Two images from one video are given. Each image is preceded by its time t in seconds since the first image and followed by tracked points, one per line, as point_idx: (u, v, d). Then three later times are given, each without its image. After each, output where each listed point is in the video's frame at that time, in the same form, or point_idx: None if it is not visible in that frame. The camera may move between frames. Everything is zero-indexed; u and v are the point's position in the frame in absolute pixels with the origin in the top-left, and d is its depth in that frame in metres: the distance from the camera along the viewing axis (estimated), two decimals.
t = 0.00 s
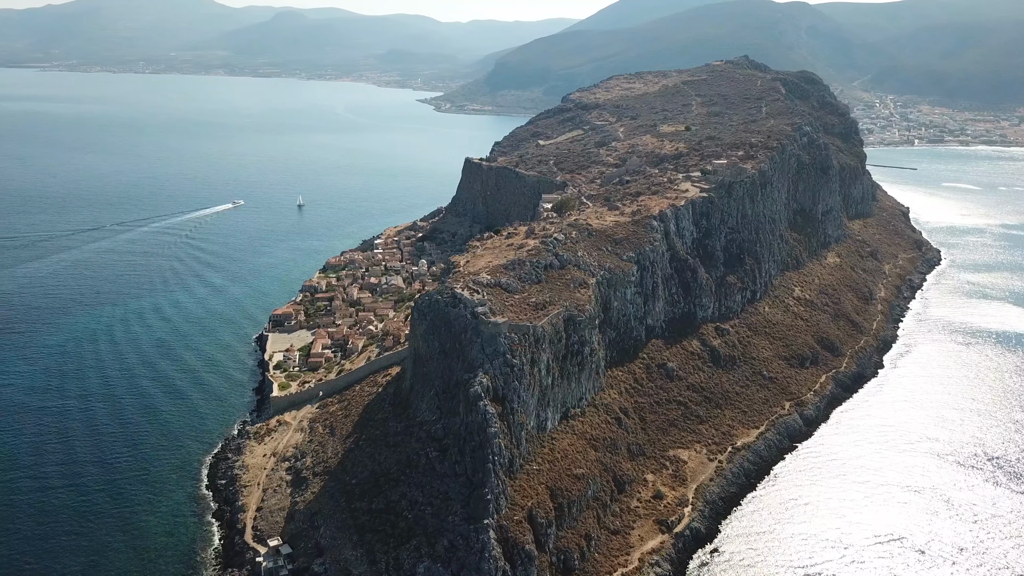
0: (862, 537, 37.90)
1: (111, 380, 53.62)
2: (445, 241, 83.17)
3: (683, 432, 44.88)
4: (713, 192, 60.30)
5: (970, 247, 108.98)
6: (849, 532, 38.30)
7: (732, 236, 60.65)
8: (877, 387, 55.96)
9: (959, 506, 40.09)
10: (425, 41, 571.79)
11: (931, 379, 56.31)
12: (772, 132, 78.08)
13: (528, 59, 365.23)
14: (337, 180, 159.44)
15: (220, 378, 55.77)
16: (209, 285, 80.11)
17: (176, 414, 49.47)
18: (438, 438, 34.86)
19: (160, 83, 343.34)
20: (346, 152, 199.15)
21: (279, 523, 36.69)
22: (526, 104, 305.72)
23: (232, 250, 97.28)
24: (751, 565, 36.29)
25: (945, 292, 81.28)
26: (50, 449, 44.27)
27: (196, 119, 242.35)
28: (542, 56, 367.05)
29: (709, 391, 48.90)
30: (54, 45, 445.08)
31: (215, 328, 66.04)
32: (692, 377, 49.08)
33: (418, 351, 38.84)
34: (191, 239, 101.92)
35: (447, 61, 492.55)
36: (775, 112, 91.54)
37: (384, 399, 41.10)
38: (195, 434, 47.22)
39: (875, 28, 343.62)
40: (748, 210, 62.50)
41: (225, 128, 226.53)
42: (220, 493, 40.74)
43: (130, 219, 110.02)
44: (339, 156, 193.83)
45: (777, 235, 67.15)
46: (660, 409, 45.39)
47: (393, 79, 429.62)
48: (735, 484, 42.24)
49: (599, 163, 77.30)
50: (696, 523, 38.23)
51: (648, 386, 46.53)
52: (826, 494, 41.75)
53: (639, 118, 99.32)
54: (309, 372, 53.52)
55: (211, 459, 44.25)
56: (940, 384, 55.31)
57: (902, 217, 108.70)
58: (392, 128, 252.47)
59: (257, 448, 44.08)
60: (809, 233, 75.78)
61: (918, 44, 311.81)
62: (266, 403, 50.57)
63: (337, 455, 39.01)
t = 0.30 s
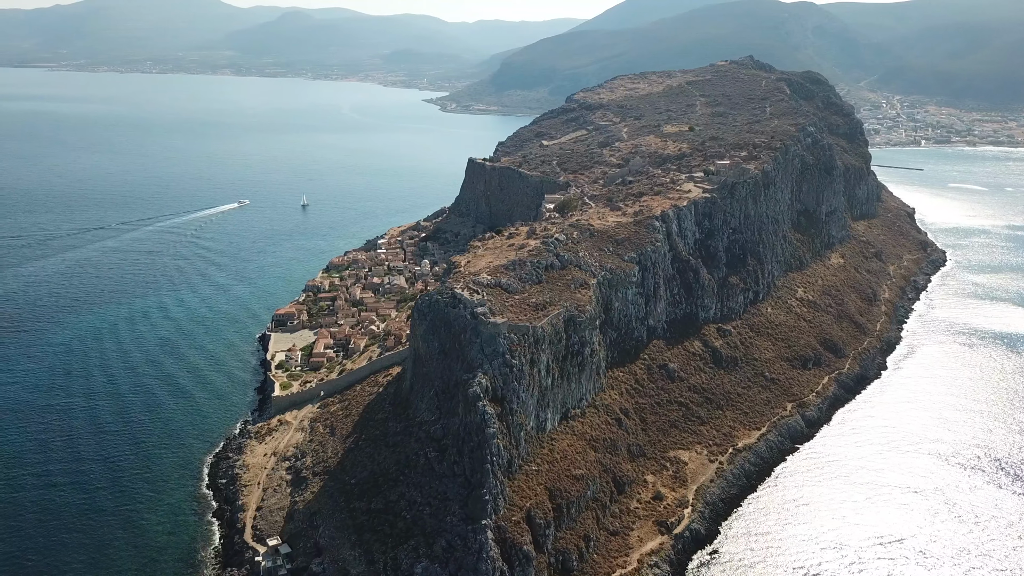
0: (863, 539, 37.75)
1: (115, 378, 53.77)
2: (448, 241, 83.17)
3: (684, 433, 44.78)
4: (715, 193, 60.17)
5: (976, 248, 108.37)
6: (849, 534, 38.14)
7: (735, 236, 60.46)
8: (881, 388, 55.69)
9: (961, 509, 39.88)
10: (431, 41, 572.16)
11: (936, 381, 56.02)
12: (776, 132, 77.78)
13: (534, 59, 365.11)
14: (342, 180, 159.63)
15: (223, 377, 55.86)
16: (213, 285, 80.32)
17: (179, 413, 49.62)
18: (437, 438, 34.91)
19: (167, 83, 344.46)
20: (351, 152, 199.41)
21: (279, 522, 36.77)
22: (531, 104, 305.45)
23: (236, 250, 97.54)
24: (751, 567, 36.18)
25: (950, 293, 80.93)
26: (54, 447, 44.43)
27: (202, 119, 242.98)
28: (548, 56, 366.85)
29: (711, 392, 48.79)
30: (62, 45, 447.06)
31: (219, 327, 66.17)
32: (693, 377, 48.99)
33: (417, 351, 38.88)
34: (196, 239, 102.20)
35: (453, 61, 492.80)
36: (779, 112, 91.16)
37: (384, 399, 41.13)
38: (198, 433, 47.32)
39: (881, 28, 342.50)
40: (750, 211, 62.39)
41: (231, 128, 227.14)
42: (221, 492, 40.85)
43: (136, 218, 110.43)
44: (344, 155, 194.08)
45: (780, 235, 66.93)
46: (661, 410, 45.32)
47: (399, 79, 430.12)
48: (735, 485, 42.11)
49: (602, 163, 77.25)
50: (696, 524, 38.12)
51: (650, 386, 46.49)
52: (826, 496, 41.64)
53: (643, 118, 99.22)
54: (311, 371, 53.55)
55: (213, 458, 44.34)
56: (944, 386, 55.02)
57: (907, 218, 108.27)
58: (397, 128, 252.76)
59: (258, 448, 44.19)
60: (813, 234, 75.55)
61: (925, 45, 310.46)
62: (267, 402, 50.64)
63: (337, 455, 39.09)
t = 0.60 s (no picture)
0: (863, 540, 37.64)
1: (120, 377, 54.00)
2: (451, 241, 83.21)
3: (685, 434, 44.68)
4: (718, 193, 60.03)
5: (983, 249, 107.80)
6: (849, 535, 38.03)
7: (737, 236, 60.36)
8: (884, 389, 55.43)
9: (963, 511, 39.71)
10: (437, 41, 572.17)
11: (940, 382, 55.73)
12: (779, 133, 77.58)
13: (540, 59, 364.95)
14: (346, 179, 159.81)
15: (227, 375, 56.04)
16: (217, 284, 80.51)
17: (183, 411, 49.82)
18: (436, 439, 34.94)
19: (174, 83, 345.61)
20: (357, 152, 199.58)
21: (278, 521, 36.87)
22: (537, 105, 305.20)
23: (240, 249, 97.76)
24: (749, 568, 36.10)
25: (955, 295, 80.44)
26: (59, 445, 44.65)
27: (209, 118, 243.57)
28: (554, 57, 366.54)
29: (712, 392, 48.67)
30: (70, 44, 448.72)
31: (223, 326, 66.39)
32: (694, 378, 48.88)
33: (417, 351, 38.90)
34: (201, 238, 102.53)
35: (459, 61, 492.83)
36: (783, 112, 90.91)
37: (384, 399, 41.16)
38: (201, 431, 47.47)
39: (889, 29, 340.99)
40: (753, 211, 62.23)
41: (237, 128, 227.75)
42: (221, 491, 40.94)
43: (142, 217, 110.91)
44: (349, 155, 194.27)
45: (783, 235, 66.74)
46: (661, 411, 45.25)
47: (405, 79, 430.46)
48: (736, 486, 41.97)
49: (605, 164, 77.22)
50: (695, 526, 38.01)
51: (651, 388, 46.42)
52: (827, 498, 41.49)
53: (647, 118, 99.09)
54: (313, 371, 53.63)
55: (214, 458, 44.46)
56: (947, 387, 54.74)
57: (913, 219, 107.73)
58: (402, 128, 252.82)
59: (258, 447, 44.28)
60: (816, 234, 75.36)
61: (932, 46, 309.01)
62: (269, 402, 50.76)
63: (337, 456, 39.14)
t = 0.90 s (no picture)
0: (863, 542, 37.55)
1: (123, 375, 54.16)
2: (454, 241, 83.21)
3: (685, 435, 44.62)
4: (720, 194, 59.84)
5: (988, 250, 107.31)
6: (850, 536, 37.97)
7: (739, 237, 60.19)
8: (887, 391, 55.20)
9: (964, 512, 39.55)
10: (443, 41, 572.34)
11: (943, 384, 55.52)
12: (782, 133, 77.44)
13: (546, 59, 364.89)
14: (351, 179, 159.97)
15: (230, 374, 56.16)
16: (221, 283, 80.72)
17: (186, 410, 49.93)
18: (434, 440, 34.97)
19: (180, 83, 346.63)
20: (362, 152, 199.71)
21: (277, 521, 36.96)
22: (542, 105, 305.08)
23: (244, 248, 97.96)
24: (748, 570, 36.05)
25: (959, 296, 80.07)
26: (63, 442, 44.81)
27: (215, 118, 244.05)
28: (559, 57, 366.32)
29: (713, 394, 48.55)
30: (78, 44, 449.94)
31: (227, 325, 66.54)
32: (695, 379, 48.77)
33: (417, 351, 38.94)
34: (206, 237, 102.82)
35: (465, 60, 493.10)
36: (787, 112, 90.70)
37: (384, 400, 41.17)
38: (204, 430, 47.60)
39: (895, 29, 340.02)
40: (755, 212, 62.04)
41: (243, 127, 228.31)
42: (222, 490, 41.02)
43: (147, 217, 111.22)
44: (355, 155, 194.50)
45: (786, 236, 66.55)
46: (662, 412, 45.19)
47: (411, 79, 430.83)
48: (736, 488, 41.85)
49: (607, 164, 77.20)
50: (695, 527, 37.95)
51: (651, 389, 46.33)
52: (828, 499, 41.41)
53: (651, 118, 98.97)
54: (314, 371, 53.66)
55: (215, 457, 44.53)
56: (950, 388, 54.50)
57: (918, 220, 107.32)
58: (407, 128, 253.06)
59: (259, 447, 44.36)
60: (820, 235, 75.14)
61: (938, 46, 307.93)
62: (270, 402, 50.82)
63: (336, 456, 39.20)
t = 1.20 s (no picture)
0: (863, 543, 37.47)
1: (127, 373, 54.35)
2: (457, 241, 83.27)
3: (685, 436, 44.55)
4: (721, 194, 59.66)
5: (993, 250, 106.87)
6: (851, 538, 37.86)
7: (741, 238, 60.01)
8: (889, 392, 55.01)
9: (964, 513, 39.45)
10: (450, 41, 572.61)
11: (946, 385, 55.30)
12: (786, 134, 77.29)
13: (552, 59, 364.85)
14: (356, 179, 160.22)
15: (233, 373, 56.33)
16: (226, 282, 80.96)
17: (189, 408, 50.12)
18: (433, 441, 34.98)
19: (187, 83, 347.88)
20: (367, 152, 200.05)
21: (277, 521, 37.06)
22: (547, 105, 305.01)
23: (249, 247, 98.22)
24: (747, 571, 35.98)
25: (963, 297, 79.79)
26: (67, 440, 45.01)
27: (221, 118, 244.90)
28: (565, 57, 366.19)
29: (714, 395, 48.45)
30: (86, 45, 451.78)
31: (231, 324, 66.75)
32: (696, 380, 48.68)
33: (417, 351, 38.97)
34: (211, 237, 103.18)
35: (471, 61, 493.46)
36: (791, 113, 90.53)
37: (384, 400, 41.17)
38: (207, 429, 47.76)
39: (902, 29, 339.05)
40: (758, 212, 61.84)
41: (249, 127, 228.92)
42: (222, 490, 41.11)
43: (153, 216, 111.62)
44: (361, 155, 194.65)
45: (789, 237, 66.35)
46: (663, 413, 45.12)
47: (417, 79, 431.48)
48: (737, 489, 41.72)
49: (611, 164, 77.19)
50: (694, 529, 37.84)
51: (652, 389, 46.26)
52: (829, 499, 41.31)
53: (655, 118, 98.95)
54: (316, 371, 53.74)
55: (215, 456, 44.62)
56: (953, 390, 54.29)
57: (922, 221, 107.08)
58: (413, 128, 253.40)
59: (259, 447, 44.42)
60: (823, 236, 74.97)
61: (946, 45, 306.73)
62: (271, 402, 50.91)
63: (336, 456, 39.24)
